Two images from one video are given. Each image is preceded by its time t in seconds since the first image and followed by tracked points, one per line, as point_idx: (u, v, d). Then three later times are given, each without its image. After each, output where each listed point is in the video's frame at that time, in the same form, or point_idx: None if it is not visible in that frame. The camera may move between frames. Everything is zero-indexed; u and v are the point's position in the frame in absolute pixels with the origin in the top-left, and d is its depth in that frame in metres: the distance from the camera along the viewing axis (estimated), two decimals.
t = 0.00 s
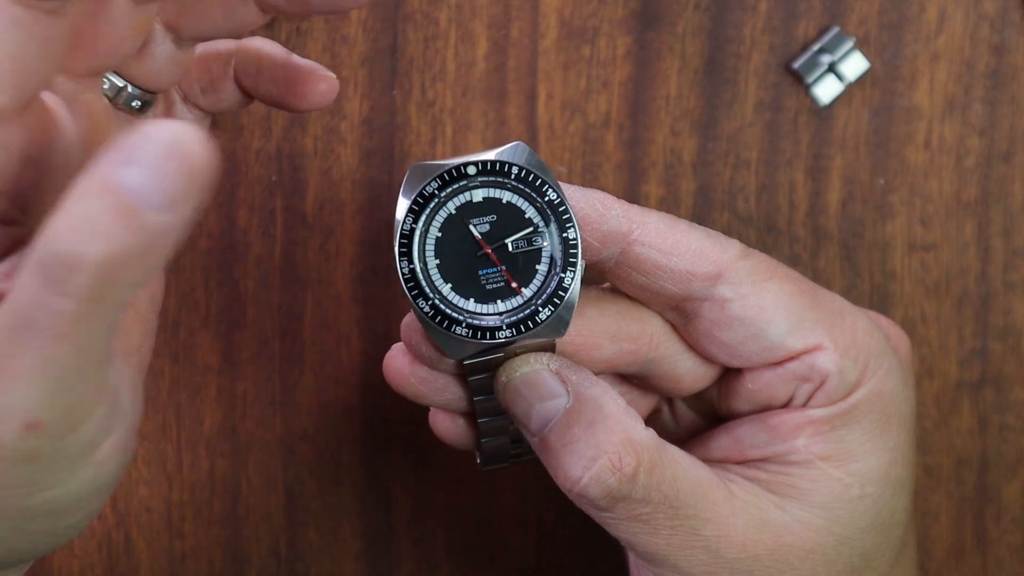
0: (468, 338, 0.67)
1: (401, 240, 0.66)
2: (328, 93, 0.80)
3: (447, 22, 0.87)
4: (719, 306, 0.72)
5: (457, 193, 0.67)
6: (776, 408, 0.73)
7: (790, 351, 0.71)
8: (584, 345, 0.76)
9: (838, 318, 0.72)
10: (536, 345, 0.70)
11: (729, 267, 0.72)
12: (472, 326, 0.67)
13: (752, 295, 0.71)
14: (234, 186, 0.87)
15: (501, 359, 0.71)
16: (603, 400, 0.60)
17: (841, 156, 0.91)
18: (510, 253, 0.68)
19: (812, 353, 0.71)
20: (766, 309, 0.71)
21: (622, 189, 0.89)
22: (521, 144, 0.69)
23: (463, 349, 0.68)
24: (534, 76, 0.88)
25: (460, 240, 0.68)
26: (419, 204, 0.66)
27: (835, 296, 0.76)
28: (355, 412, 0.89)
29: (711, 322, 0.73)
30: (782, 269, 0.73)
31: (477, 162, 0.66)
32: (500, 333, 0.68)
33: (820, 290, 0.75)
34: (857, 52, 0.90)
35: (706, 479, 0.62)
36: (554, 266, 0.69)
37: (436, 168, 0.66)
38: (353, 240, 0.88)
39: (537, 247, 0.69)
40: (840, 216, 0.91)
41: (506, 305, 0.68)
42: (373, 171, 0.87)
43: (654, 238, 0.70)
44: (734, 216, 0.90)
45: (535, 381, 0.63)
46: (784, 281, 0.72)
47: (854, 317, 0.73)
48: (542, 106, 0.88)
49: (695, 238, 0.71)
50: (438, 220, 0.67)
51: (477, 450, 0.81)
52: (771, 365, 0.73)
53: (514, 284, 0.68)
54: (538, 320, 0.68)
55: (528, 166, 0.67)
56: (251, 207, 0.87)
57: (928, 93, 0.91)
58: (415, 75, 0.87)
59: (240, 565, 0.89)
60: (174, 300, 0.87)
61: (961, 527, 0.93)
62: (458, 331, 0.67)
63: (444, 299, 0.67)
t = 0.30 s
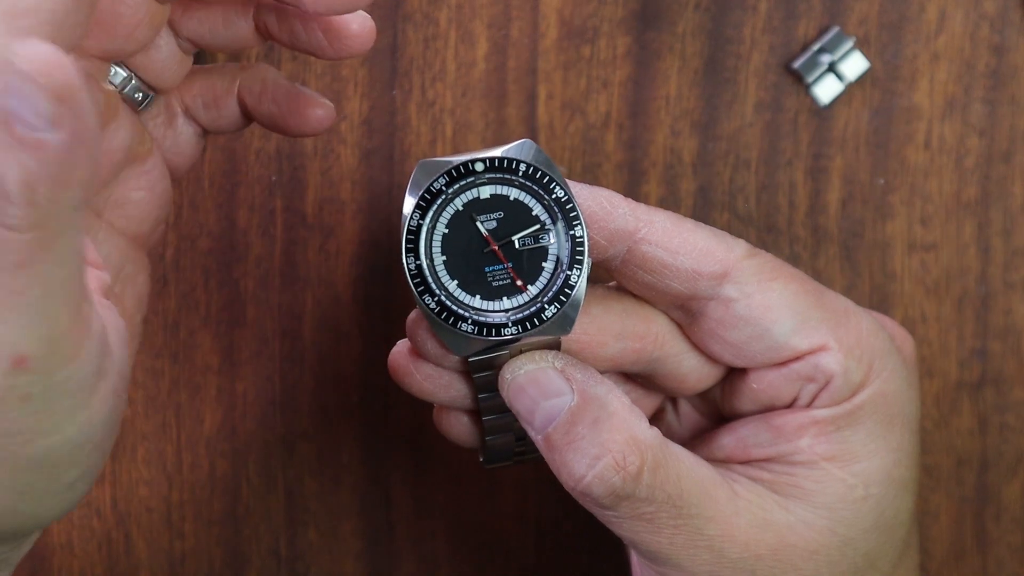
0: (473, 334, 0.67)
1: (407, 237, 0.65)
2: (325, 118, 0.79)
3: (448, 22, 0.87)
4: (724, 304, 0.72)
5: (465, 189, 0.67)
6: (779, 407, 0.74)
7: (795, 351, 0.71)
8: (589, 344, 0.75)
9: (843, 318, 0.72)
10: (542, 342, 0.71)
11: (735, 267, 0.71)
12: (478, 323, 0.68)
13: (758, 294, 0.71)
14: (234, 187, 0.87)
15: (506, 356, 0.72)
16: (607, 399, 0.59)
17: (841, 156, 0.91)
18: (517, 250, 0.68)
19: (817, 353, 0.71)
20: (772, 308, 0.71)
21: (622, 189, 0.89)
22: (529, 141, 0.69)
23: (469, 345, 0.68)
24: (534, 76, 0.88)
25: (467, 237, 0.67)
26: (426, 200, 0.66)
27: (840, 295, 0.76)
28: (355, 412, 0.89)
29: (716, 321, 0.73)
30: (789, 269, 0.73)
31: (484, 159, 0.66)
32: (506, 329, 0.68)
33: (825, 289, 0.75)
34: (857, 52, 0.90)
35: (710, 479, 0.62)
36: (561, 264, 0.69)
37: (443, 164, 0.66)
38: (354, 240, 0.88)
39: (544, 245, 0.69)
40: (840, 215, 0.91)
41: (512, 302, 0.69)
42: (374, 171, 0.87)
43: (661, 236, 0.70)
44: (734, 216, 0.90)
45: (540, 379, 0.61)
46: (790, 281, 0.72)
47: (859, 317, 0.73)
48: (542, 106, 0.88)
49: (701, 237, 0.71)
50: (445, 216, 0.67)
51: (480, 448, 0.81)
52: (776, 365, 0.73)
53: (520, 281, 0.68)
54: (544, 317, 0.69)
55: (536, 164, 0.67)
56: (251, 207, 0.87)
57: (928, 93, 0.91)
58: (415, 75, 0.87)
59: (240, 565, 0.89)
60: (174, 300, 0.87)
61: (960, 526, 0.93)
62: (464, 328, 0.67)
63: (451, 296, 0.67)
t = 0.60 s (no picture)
0: (475, 329, 0.67)
1: (410, 231, 0.65)
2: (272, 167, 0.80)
3: (447, 23, 0.87)
4: (727, 303, 0.72)
5: (468, 185, 0.67)
6: (780, 406, 0.74)
7: (796, 350, 0.71)
8: (592, 340, 0.75)
9: (845, 317, 0.72)
10: (542, 339, 0.70)
11: (737, 265, 0.72)
12: (479, 319, 0.67)
13: (761, 292, 0.71)
14: (234, 187, 0.87)
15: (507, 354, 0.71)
16: (608, 396, 0.60)
17: (841, 156, 0.91)
18: (519, 246, 0.68)
19: (818, 352, 0.71)
20: (774, 306, 0.71)
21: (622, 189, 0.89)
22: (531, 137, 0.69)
23: (471, 341, 0.68)
24: (534, 76, 0.88)
25: (469, 232, 0.67)
26: (429, 195, 0.66)
27: (842, 296, 0.76)
28: (355, 413, 0.89)
29: (718, 319, 0.73)
30: (790, 268, 0.74)
31: (487, 155, 0.67)
32: (508, 325, 0.68)
33: (827, 289, 0.75)
34: (857, 52, 0.90)
35: (710, 478, 0.62)
36: (563, 260, 0.69)
37: (446, 159, 0.66)
38: (354, 240, 0.88)
39: (546, 241, 0.69)
40: (840, 215, 0.91)
41: (514, 298, 0.68)
42: (373, 171, 0.87)
43: (664, 233, 0.71)
44: (734, 216, 0.90)
45: (541, 375, 0.62)
46: (792, 279, 0.73)
47: (862, 317, 0.74)
48: (542, 106, 0.88)
49: (703, 235, 0.72)
50: (447, 211, 0.67)
51: (480, 445, 0.81)
52: (777, 364, 0.73)
53: (522, 277, 0.68)
54: (546, 313, 0.68)
55: (539, 160, 0.68)
56: (251, 207, 0.87)
57: (928, 93, 0.91)
58: (415, 75, 0.87)
59: (240, 566, 0.89)
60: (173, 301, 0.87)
61: (961, 526, 0.93)
62: (465, 324, 0.67)
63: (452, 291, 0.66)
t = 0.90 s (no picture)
0: (498, 289, 0.66)
1: (439, 187, 0.64)
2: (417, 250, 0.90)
3: (448, 22, 0.87)
4: (747, 278, 0.72)
5: (500, 144, 0.66)
6: (792, 387, 0.74)
7: (815, 330, 0.71)
8: (610, 307, 0.74)
9: (865, 301, 0.72)
10: (563, 304, 0.69)
11: (760, 242, 0.72)
12: (504, 278, 0.66)
13: (782, 270, 0.72)
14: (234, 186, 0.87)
15: (527, 314, 0.70)
16: (625, 364, 0.60)
17: (841, 156, 0.91)
18: (546, 210, 0.66)
19: (834, 334, 0.70)
20: (797, 284, 0.71)
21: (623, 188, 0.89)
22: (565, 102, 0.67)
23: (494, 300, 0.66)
24: (534, 76, 0.88)
25: (499, 193, 0.66)
26: (461, 152, 0.65)
27: (863, 281, 0.75)
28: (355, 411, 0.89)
29: (738, 294, 0.73)
30: (813, 249, 0.73)
31: (521, 116, 0.65)
32: (531, 287, 0.66)
33: (849, 273, 0.74)
34: (857, 52, 0.90)
35: (721, 454, 0.62)
36: (589, 226, 0.67)
37: (480, 118, 0.64)
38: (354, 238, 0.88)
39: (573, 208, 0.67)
40: (840, 215, 0.91)
41: (539, 261, 0.67)
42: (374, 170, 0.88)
43: (690, 206, 0.72)
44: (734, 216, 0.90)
45: (560, 340, 0.60)
46: (813, 261, 0.73)
47: (879, 303, 0.73)
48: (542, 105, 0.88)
49: (729, 211, 0.73)
50: (478, 170, 0.65)
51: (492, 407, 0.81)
52: (794, 343, 0.73)
53: (547, 241, 0.67)
54: (570, 278, 0.66)
55: (572, 125, 0.66)
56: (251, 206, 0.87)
57: (928, 93, 0.91)
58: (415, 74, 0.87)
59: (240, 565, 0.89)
60: (174, 300, 0.87)
61: (960, 527, 0.93)
62: (489, 282, 0.65)
63: (478, 249, 0.65)
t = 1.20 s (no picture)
0: (479, 306, 0.67)
1: (419, 205, 0.65)
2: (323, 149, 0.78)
3: (448, 22, 0.87)
4: (732, 287, 0.72)
5: (479, 161, 0.67)
6: (779, 395, 0.73)
7: (798, 340, 0.71)
8: (594, 321, 0.75)
9: (848, 309, 0.72)
10: (545, 318, 0.70)
11: (743, 251, 0.72)
12: (484, 295, 0.67)
13: (765, 280, 0.72)
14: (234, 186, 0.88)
15: (510, 329, 0.71)
16: (609, 375, 0.59)
17: (842, 156, 0.91)
18: (527, 225, 0.68)
19: (819, 341, 0.71)
20: (778, 295, 0.72)
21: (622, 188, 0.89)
22: (544, 116, 0.68)
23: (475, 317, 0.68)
24: (534, 76, 0.88)
25: (479, 209, 0.67)
26: (439, 169, 0.66)
27: (846, 288, 0.76)
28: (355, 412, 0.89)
29: (722, 304, 0.73)
30: (796, 258, 0.74)
31: (499, 132, 0.66)
32: (512, 303, 0.68)
33: (831, 280, 0.75)
34: (857, 52, 0.90)
35: (707, 463, 0.62)
36: (571, 239, 0.68)
37: (458, 135, 0.66)
38: (354, 238, 0.88)
39: (554, 221, 0.68)
40: (839, 215, 0.91)
41: (519, 276, 0.68)
42: (374, 171, 0.88)
43: (672, 216, 0.71)
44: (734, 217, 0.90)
45: (543, 354, 0.61)
46: (796, 270, 0.73)
47: (865, 309, 0.73)
48: (542, 105, 0.89)
49: (712, 219, 0.72)
50: (457, 187, 0.67)
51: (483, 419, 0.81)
52: (776, 352, 0.73)
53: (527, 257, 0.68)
54: (551, 293, 0.68)
55: (550, 139, 0.67)
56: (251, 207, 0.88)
57: (928, 93, 0.91)
58: (415, 74, 0.87)
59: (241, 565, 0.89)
60: (174, 301, 0.87)
61: (960, 527, 0.93)
62: (470, 299, 0.66)
63: (459, 266, 0.67)
